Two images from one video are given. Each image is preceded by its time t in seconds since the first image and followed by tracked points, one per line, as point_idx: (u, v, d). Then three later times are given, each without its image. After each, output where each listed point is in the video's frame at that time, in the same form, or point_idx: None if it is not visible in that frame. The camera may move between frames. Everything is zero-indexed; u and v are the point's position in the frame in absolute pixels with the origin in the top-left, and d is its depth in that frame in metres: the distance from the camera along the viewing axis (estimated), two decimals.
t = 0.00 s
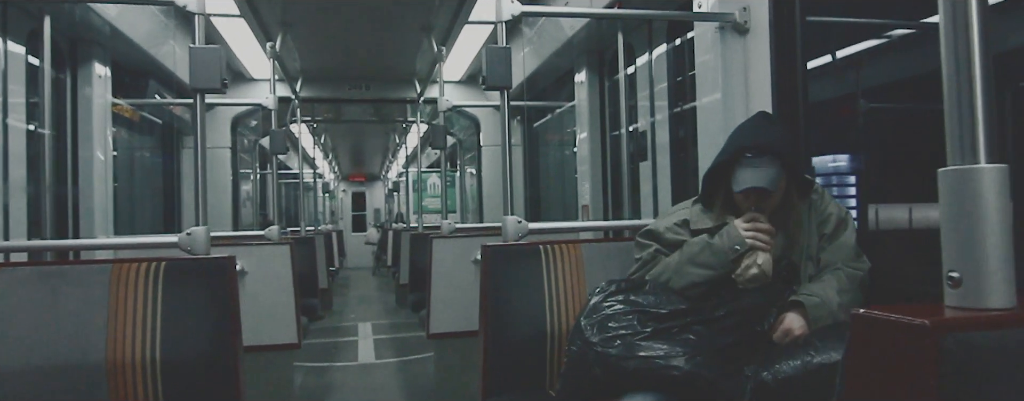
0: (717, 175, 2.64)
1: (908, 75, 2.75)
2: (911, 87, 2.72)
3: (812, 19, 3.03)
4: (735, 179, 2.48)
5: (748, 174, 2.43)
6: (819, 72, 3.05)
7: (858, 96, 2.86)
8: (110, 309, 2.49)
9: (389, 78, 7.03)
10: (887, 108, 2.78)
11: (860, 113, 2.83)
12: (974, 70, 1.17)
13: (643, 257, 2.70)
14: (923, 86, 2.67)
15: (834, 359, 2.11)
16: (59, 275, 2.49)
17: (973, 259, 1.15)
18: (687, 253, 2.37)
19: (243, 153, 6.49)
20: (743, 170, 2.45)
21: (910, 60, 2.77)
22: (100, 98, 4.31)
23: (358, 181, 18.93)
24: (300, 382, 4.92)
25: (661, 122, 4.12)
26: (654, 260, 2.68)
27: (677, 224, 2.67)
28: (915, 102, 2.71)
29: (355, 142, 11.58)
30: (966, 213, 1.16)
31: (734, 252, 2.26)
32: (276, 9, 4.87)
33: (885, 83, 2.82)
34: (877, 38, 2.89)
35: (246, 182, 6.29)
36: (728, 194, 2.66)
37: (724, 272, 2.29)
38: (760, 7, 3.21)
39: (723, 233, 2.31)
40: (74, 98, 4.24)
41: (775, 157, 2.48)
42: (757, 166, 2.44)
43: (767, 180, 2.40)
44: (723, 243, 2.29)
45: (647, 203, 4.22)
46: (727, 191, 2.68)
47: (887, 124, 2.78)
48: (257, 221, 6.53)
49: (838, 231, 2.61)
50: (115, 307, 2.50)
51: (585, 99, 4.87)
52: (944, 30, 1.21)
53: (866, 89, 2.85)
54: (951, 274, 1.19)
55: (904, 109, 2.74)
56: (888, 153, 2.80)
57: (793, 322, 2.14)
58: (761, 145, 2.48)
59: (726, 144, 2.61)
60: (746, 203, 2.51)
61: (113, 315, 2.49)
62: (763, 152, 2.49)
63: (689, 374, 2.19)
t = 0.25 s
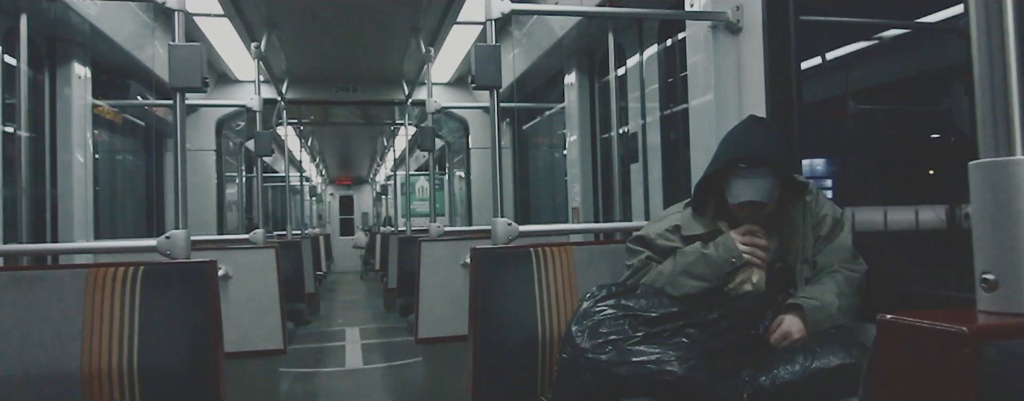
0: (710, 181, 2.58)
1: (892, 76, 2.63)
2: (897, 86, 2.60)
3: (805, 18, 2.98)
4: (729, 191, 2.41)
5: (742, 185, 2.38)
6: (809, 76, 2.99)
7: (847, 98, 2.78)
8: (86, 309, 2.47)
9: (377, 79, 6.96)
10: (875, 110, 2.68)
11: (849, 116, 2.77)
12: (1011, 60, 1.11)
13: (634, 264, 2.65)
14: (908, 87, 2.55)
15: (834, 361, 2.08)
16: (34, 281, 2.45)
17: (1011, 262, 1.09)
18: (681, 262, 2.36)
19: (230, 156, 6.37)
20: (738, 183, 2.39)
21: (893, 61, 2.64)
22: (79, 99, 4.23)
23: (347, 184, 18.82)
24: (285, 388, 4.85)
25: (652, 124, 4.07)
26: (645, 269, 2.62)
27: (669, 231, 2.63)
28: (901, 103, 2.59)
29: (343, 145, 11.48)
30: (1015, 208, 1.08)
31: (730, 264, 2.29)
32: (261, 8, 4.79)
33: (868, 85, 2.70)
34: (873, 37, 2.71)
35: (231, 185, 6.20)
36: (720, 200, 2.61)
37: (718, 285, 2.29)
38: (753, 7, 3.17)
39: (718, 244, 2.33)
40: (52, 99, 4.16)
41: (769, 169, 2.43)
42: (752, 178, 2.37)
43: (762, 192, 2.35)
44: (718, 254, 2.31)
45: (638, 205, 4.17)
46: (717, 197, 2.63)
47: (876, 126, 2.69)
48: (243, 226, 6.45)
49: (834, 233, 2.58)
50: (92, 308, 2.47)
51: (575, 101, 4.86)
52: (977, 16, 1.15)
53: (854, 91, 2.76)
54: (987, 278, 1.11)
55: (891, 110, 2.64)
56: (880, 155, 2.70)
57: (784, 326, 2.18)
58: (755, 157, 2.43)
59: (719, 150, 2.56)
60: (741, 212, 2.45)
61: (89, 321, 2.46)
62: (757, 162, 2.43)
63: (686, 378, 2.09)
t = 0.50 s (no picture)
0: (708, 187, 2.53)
1: (881, 77, 2.58)
2: (887, 88, 2.55)
3: (800, 18, 2.93)
4: (732, 204, 2.41)
5: (746, 200, 2.37)
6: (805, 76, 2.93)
7: (840, 99, 2.74)
8: (62, 314, 2.41)
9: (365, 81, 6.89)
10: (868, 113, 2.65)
11: (841, 118, 2.75)
12: None
13: (626, 267, 2.62)
14: (897, 89, 2.51)
15: (837, 364, 2.01)
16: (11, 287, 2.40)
17: None
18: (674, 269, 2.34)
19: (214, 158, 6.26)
20: (740, 197, 2.38)
21: (883, 62, 2.59)
22: (60, 99, 4.12)
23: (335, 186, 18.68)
24: (272, 394, 4.76)
25: (645, 126, 4.01)
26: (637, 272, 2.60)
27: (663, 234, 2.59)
28: (892, 104, 2.54)
29: (331, 147, 11.39)
30: None
31: (724, 276, 2.25)
32: (248, 8, 4.71)
33: (859, 87, 2.66)
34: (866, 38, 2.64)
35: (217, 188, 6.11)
36: (717, 206, 2.55)
37: (710, 294, 2.27)
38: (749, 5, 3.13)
39: (714, 253, 2.29)
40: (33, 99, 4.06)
41: (771, 181, 2.38)
42: (754, 193, 2.36)
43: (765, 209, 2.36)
44: (713, 264, 2.27)
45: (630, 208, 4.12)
46: (713, 205, 2.56)
47: (869, 129, 2.66)
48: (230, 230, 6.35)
49: (832, 235, 2.54)
50: (69, 313, 2.42)
51: (566, 103, 4.77)
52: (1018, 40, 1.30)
53: (846, 93, 2.72)
54: None
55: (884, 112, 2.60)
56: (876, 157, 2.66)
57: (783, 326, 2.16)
58: (756, 168, 2.37)
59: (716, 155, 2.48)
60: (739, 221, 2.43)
61: (65, 328, 2.40)
62: (758, 173, 2.38)
63: (684, 383, 2.04)
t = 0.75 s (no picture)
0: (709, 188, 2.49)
1: (877, 77, 2.53)
2: (883, 88, 2.51)
3: (801, 16, 2.86)
4: (734, 205, 2.37)
5: (748, 200, 2.33)
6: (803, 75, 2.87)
7: (835, 100, 2.70)
8: (42, 322, 2.33)
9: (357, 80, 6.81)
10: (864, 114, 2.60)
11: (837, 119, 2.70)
12: None
13: (621, 269, 2.59)
14: (893, 89, 2.46)
15: (840, 371, 2.01)
16: None
17: None
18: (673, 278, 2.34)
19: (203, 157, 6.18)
20: (743, 198, 2.34)
21: (878, 62, 2.54)
22: (44, 96, 4.07)
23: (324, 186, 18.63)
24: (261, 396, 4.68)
25: (641, 125, 3.95)
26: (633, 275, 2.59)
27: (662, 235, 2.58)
28: (888, 105, 2.49)
29: (321, 147, 11.29)
30: None
31: (718, 299, 2.21)
32: (237, 4, 4.63)
33: (856, 87, 2.62)
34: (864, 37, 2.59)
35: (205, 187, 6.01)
36: (719, 206, 2.52)
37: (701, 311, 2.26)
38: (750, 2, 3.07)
39: (715, 273, 2.26)
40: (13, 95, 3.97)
41: (775, 182, 2.35)
42: (759, 194, 2.32)
43: (768, 207, 2.32)
44: (711, 283, 2.24)
45: (626, 207, 4.07)
46: (716, 204, 2.53)
47: (865, 130, 2.61)
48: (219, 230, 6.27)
49: (836, 235, 2.49)
50: (48, 320, 2.34)
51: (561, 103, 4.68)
52: None
53: (841, 93, 2.67)
54: None
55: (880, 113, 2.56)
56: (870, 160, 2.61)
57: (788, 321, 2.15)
58: (761, 168, 2.32)
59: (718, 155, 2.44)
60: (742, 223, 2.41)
61: (45, 332, 2.32)
62: (763, 174, 2.33)
63: (685, 388, 1.97)
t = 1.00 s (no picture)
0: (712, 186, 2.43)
1: (872, 78, 2.51)
2: (879, 89, 2.48)
3: (802, 13, 2.77)
4: (738, 201, 2.31)
5: (755, 197, 2.27)
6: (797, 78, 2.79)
7: (830, 101, 2.67)
8: (19, 316, 2.33)
9: (349, 76, 6.73)
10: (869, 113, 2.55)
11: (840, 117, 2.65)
12: None
13: (620, 276, 2.48)
14: (889, 90, 2.44)
15: (847, 376, 1.94)
16: None
17: None
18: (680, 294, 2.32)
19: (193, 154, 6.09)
20: (748, 193, 2.28)
21: (874, 63, 2.51)
22: (28, 91, 4.01)
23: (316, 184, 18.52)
24: (250, 397, 4.61)
25: (639, 123, 3.90)
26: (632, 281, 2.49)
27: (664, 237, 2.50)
28: (885, 106, 2.47)
29: (314, 145, 11.20)
30: None
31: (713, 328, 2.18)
32: None
33: (858, 86, 2.56)
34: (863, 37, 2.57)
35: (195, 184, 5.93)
36: (722, 205, 2.46)
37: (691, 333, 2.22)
38: None
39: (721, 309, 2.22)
40: None
41: (780, 178, 2.30)
42: (763, 189, 2.27)
43: (775, 203, 2.26)
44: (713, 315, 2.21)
45: (622, 207, 4.01)
46: (719, 202, 2.47)
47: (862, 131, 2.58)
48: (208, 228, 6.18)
49: (840, 236, 2.44)
50: (25, 313, 2.34)
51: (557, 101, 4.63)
52: None
53: (837, 93, 2.65)
54: None
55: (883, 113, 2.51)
56: (868, 161, 2.59)
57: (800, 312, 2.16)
58: (766, 163, 2.28)
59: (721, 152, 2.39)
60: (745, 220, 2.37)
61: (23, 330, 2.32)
62: (768, 169, 2.29)
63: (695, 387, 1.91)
